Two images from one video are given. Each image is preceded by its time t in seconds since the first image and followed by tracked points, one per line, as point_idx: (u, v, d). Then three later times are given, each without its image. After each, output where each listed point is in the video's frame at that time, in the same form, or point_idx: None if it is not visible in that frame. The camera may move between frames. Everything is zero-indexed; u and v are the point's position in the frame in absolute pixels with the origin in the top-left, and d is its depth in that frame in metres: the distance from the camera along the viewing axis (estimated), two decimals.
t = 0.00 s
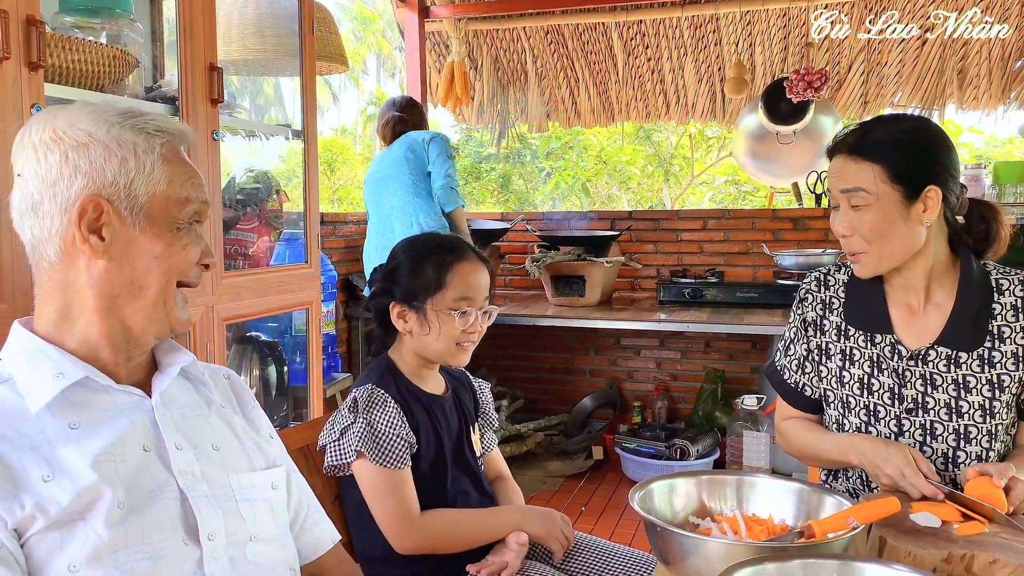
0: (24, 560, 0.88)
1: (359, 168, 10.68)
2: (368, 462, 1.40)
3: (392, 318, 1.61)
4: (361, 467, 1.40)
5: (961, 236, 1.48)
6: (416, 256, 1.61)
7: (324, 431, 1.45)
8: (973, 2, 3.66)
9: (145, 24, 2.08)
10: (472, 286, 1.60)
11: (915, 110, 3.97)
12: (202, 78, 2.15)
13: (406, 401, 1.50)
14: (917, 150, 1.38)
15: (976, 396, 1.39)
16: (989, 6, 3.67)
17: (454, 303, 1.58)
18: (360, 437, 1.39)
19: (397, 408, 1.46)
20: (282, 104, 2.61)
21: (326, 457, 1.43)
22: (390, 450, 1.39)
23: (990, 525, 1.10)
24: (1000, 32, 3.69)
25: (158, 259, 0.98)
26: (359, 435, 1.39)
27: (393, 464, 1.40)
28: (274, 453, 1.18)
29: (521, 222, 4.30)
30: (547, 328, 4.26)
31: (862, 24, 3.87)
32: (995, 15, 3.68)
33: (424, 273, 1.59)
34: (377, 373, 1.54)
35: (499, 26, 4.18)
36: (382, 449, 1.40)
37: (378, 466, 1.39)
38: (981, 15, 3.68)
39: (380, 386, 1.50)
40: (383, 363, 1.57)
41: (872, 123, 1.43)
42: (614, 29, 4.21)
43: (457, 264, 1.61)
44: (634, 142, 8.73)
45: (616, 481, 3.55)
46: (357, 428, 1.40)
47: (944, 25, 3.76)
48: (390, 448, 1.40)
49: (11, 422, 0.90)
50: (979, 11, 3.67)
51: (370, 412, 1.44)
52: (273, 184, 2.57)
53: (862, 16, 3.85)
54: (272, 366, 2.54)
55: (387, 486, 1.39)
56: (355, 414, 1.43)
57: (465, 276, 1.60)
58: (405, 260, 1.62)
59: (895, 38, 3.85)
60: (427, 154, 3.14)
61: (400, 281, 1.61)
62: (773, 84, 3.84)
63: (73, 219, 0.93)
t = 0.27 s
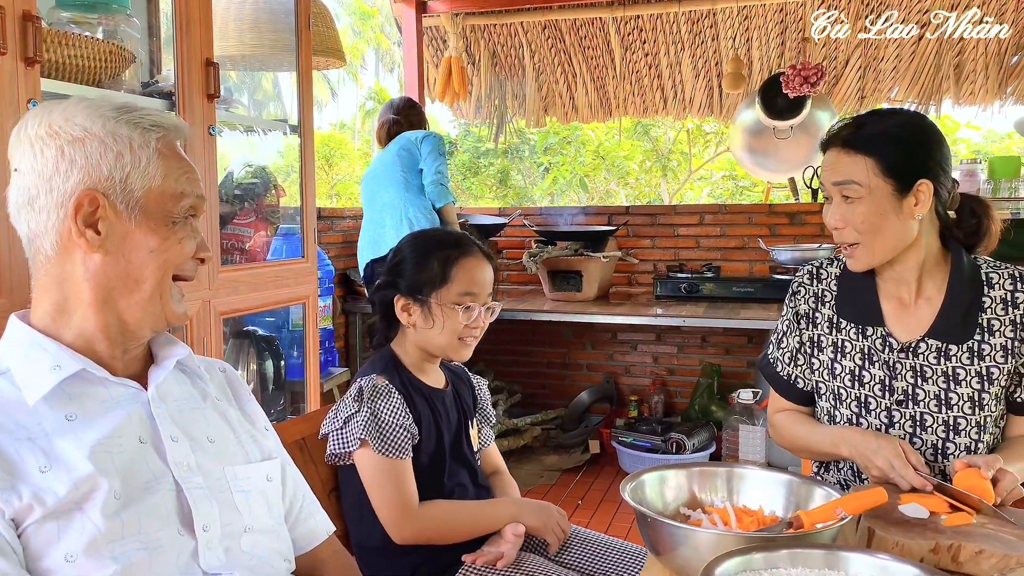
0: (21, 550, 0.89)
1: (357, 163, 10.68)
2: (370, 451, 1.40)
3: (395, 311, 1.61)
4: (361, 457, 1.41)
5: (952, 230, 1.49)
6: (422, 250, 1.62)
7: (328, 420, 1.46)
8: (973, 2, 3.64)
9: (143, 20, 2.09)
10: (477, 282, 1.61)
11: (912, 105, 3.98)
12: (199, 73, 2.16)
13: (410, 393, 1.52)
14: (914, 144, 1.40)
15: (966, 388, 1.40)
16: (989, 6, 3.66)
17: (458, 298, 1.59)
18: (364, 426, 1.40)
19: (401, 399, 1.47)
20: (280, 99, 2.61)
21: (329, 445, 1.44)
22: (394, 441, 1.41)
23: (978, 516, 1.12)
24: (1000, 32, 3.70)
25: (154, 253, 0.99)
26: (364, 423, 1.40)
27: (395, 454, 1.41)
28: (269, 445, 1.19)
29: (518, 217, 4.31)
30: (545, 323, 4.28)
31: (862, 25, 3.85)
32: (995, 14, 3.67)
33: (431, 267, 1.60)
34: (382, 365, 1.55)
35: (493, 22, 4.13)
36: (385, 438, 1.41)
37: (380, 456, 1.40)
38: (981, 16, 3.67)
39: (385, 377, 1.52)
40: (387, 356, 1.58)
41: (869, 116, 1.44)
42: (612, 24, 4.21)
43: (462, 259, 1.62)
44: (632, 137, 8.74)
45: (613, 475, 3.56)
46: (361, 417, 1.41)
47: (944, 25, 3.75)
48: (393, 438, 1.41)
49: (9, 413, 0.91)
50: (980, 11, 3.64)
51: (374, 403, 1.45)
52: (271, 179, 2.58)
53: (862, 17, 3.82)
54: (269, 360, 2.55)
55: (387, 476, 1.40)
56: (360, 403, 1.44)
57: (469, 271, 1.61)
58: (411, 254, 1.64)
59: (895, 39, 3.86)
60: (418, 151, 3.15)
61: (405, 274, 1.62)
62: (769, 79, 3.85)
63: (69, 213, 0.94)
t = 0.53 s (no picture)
0: (22, 536, 0.90)
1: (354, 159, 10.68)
2: (373, 443, 1.42)
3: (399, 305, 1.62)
4: (363, 447, 1.42)
5: (945, 224, 1.50)
6: (425, 244, 1.64)
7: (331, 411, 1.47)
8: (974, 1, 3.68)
9: (138, 15, 2.05)
10: (479, 274, 1.63)
11: (908, 99, 3.99)
12: (195, 68, 2.17)
13: (413, 386, 1.53)
14: (906, 133, 1.41)
15: (957, 379, 1.42)
16: (990, 6, 3.69)
17: (461, 291, 1.61)
18: (369, 417, 1.41)
19: (405, 392, 1.49)
20: (279, 94, 2.62)
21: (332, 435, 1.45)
22: (397, 433, 1.42)
23: (966, 506, 1.13)
24: (1000, 32, 3.73)
25: (160, 248, 1.00)
26: (368, 414, 1.42)
27: (398, 446, 1.43)
28: (266, 435, 1.20)
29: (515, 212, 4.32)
30: (541, 317, 4.29)
31: (862, 24, 3.89)
32: (996, 15, 3.70)
33: (435, 261, 1.62)
34: (386, 357, 1.56)
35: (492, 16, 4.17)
36: (388, 430, 1.43)
37: (382, 447, 1.41)
38: (981, 16, 3.71)
39: (389, 370, 1.53)
40: (391, 348, 1.59)
41: (865, 109, 1.45)
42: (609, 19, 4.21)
43: (466, 251, 1.64)
44: (629, 132, 8.74)
45: (609, 468, 3.58)
46: (365, 408, 1.43)
47: (944, 26, 3.79)
48: (396, 430, 1.43)
49: (10, 402, 0.92)
50: (980, 11, 3.69)
51: (379, 395, 1.46)
52: (268, 174, 2.59)
53: (862, 17, 3.87)
54: (266, 354, 2.57)
55: (388, 467, 1.41)
56: (365, 395, 1.45)
57: (472, 263, 1.63)
58: (413, 249, 1.65)
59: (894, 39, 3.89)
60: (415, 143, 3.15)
61: (408, 269, 1.64)
62: (766, 75, 3.91)
63: (79, 206, 0.95)
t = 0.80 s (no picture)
0: (28, 528, 0.91)
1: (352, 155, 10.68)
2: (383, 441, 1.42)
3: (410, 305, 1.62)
4: (371, 444, 1.43)
5: (943, 218, 1.51)
6: (420, 240, 1.65)
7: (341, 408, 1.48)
8: (975, 2, 3.70)
9: (137, 10, 2.05)
10: (480, 256, 1.66)
11: (906, 96, 4.00)
12: (194, 64, 2.17)
13: (422, 384, 1.54)
14: (904, 125, 1.42)
15: (953, 372, 1.43)
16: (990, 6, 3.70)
17: (469, 275, 1.64)
18: (380, 416, 1.42)
19: (416, 391, 1.50)
20: (276, 90, 2.62)
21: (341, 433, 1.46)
22: (406, 432, 1.43)
23: (962, 498, 1.14)
24: (1000, 32, 3.74)
25: (167, 246, 1.01)
26: (378, 412, 1.43)
27: (406, 444, 1.44)
28: (268, 428, 1.21)
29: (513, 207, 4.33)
30: (540, 313, 4.30)
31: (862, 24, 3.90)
32: (996, 15, 3.71)
33: (436, 251, 1.64)
34: (396, 354, 1.56)
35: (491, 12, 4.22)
36: (397, 428, 1.43)
37: (392, 446, 1.42)
38: (981, 16, 3.72)
39: (399, 367, 1.53)
40: (401, 343, 1.59)
41: (863, 106, 1.45)
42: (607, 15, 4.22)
43: (463, 237, 1.66)
44: (627, 128, 8.74)
45: (607, 463, 3.59)
46: (375, 406, 1.43)
47: (944, 26, 3.80)
48: (406, 429, 1.44)
49: (14, 395, 0.92)
50: (980, 11, 3.70)
51: (390, 393, 1.47)
52: (267, 170, 2.59)
53: (862, 18, 3.88)
54: (266, 349, 2.57)
55: (394, 464, 1.42)
56: (376, 393, 1.46)
57: (472, 248, 1.65)
58: (406, 249, 1.66)
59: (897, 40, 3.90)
60: (420, 137, 3.15)
61: (408, 269, 1.64)
62: (764, 69, 3.85)
63: (87, 202, 0.96)
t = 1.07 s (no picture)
0: (19, 523, 0.91)
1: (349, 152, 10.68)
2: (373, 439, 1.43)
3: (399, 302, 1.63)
4: (362, 443, 1.43)
5: (936, 214, 1.52)
6: (409, 237, 1.67)
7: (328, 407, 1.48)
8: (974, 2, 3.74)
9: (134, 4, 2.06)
10: (468, 250, 1.68)
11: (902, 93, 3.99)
12: (191, 59, 2.17)
13: (409, 380, 1.54)
14: (888, 119, 1.42)
15: (947, 367, 1.44)
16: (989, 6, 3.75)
17: (458, 271, 1.65)
18: (367, 414, 1.42)
19: (402, 387, 1.49)
20: (273, 87, 2.62)
21: (331, 432, 1.46)
22: (397, 430, 1.44)
23: (955, 492, 1.15)
24: (999, 32, 3.77)
25: (144, 247, 1.00)
26: (368, 411, 1.42)
27: (398, 441, 1.44)
28: (262, 422, 1.22)
29: (510, 205, 4.33)
30: (537, 310, 4.30)
31: (863, 25, 3.93)
32: (995, 15, 3.75)
33: (424, 248, 1.65)
34: (381, 351, 1.56)
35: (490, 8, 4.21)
36: (387, 426, 1.44)
37: (382, 443, 1.42)
38: (981, 16, 3.76)
39: (384, 364, 1.53)
40: (386, 340, 1.59)
41: (855, 101, 1.46)
42: (604, 12, 4.22)
43: (452, 233, 1.68)
44: (624, 126, 8.75)
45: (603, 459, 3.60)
46: (364, 404, 1.43)
47: (944, 25, 3.84)
48: (394, 426, 1.44)
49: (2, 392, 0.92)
50: (979, 11, 3.75)
51: (376, 391, 1.47)
52: (263, 166, 2.59)
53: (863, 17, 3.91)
54: (262, 345, 2.57)
55: (387, 462, 1.42)
56: (362, 391, 1.46)
57: (461, 243, 1.67)
58: (394, 246, 1.68)
59: (897, 40, 3.93)
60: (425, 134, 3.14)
61: (395, 265, 1.65)
62: (760, 67, 3.85)
63: (60, 203, 0.96)
